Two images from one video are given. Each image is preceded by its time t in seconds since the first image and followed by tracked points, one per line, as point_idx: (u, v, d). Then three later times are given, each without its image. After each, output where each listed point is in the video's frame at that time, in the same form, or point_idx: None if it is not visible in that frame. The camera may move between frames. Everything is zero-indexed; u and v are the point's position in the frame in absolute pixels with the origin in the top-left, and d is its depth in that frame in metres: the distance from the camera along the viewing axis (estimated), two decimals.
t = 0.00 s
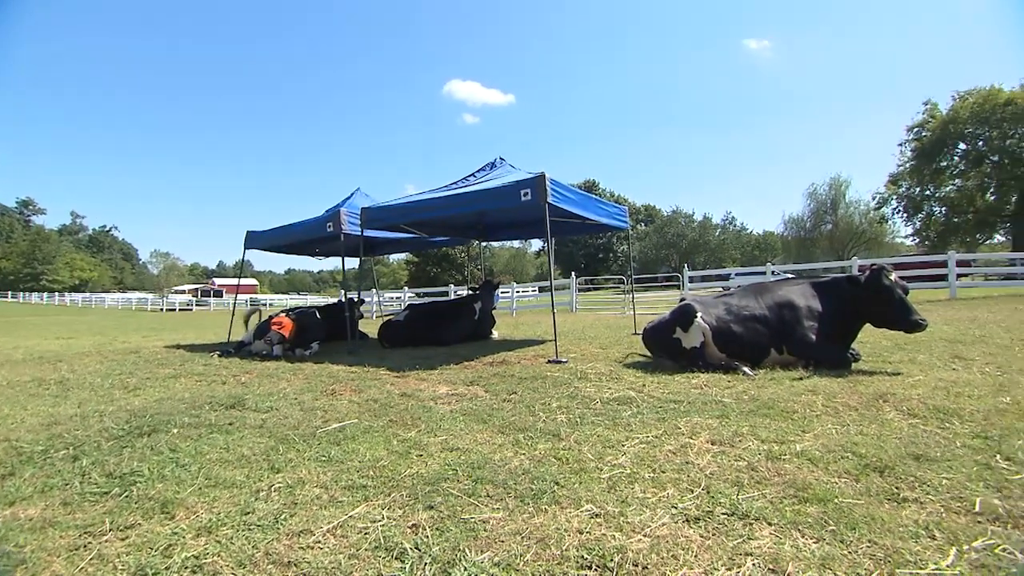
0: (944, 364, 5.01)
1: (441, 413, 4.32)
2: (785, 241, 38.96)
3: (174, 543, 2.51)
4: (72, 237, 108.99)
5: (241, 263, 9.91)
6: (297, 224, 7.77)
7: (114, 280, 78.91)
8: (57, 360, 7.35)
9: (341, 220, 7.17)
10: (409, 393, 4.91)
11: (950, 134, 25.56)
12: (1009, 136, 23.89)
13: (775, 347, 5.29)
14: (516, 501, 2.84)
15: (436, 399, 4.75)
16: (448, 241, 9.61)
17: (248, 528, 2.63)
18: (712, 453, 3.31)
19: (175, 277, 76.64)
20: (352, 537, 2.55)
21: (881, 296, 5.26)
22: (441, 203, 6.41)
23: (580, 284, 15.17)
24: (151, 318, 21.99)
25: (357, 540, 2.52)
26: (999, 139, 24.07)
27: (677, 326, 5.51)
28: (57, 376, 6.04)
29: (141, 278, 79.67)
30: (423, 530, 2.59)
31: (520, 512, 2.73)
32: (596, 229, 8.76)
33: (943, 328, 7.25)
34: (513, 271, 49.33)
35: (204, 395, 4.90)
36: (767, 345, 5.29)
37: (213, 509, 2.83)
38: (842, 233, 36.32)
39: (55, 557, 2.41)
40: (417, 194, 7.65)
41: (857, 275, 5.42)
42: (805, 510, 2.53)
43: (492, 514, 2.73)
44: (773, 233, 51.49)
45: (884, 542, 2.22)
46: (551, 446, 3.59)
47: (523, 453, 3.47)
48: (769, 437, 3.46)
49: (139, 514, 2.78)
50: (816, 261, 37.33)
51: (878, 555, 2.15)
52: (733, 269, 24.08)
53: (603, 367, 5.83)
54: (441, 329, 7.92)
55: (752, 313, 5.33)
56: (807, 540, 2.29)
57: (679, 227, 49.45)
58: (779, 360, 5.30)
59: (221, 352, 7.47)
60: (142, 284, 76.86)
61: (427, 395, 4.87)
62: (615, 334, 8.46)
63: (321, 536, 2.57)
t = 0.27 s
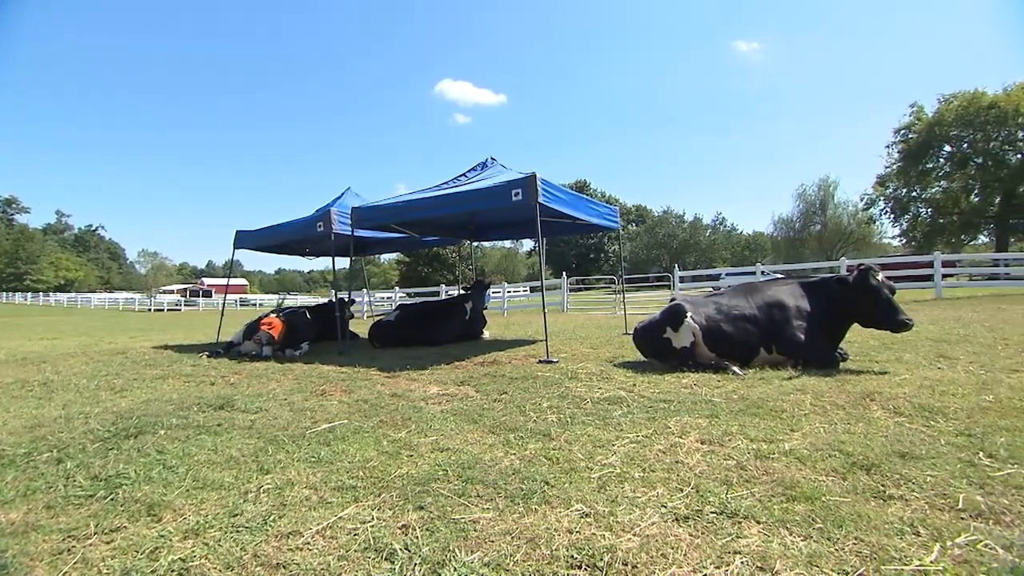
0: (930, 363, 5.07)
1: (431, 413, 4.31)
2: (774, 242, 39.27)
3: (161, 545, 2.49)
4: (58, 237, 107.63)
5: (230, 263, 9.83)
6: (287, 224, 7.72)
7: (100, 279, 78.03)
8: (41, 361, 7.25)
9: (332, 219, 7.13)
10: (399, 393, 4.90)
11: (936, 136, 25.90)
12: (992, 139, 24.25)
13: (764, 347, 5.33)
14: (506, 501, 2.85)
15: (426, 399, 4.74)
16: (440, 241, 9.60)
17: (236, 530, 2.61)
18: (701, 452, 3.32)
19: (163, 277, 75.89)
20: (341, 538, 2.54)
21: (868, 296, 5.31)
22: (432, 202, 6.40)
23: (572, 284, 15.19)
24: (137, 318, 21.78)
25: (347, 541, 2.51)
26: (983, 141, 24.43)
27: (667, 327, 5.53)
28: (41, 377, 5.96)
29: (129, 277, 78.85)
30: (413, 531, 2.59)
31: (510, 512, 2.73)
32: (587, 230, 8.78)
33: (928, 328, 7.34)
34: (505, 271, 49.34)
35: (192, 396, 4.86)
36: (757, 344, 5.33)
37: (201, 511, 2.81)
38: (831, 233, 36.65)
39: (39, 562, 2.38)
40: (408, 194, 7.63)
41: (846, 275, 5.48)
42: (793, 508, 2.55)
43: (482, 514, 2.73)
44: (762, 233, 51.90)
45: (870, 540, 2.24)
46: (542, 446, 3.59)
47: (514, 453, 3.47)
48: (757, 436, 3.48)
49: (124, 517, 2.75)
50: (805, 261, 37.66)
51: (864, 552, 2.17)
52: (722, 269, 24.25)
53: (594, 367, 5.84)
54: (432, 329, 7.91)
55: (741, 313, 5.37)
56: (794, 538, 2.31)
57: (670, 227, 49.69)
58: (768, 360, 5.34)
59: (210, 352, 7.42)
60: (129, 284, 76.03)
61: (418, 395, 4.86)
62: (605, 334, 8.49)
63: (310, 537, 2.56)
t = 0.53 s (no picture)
0: (918, 362, 5.12)
1: (423, 413, 4.30)
2: (765, 242, 39.50)
3: (149, 548, 2.47)
4: (46, 235, 106.59)
5: (220, 262, 9.77)
6: (278, 224, 7.69)
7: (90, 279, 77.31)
8: (28, 362, 7.18)
9: (323, 219, 7.11)
10: (391, 394, 4.88)
11: (924, 138, 26.15)
12: (979, 141, 24.49)
13: (755, 347, 5.36)
14: (497, 501, 2.85)
15: (418, 399, 4.73)
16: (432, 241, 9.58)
17: (226, 532, 2.60)
18: (692, 451, 3.34)
19: (153, 277, 75.26)
20: (332, 539, 2.53)
21: (858, 295, 5.36)
22: (424, 202, 6.39)
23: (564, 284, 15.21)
24: (126, 318, 21.60)
25: (338, 542, 2.50)
26: (970, 143, 24.69)
27: (659, 326, 5.55)
28: (27, 378, 5.89)
29: (118, 277, 78.16)
30: (404, 531, 2.58)
31: (502, 512, 2.74)
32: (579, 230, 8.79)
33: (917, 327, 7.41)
34: (497, 271, 49.33)
35: (182, 397, 4.83)
36: (748, 344, 5.36)
37: (191, 512, 2.79)
38: (821, 234, 36.91)
39: (25, 566, 2.36)
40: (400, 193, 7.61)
41: (836, 275, 5.52)
42: (783, 507, 2.57)
43: (474, 514, 2.73)
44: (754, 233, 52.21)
45: (859, 537, 2.26)
46: (534, 445, 3.60)
47: (506, 453, 3.47)
48: (748, 435, 3.51)
49: (112, 520, 2.73)
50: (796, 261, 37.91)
51: (853, 550, 2.19)
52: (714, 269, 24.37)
53: (586, 367, 5.85)
54: (424, 329, 7.89)
55: (733, 312, 5.40)
56: (784, 537, 2.33)
57: (662, 227, 49.87)
58: (759, 360, 5.37)
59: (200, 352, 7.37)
60: (119, 283, 75.37)
61: (410, 395, 4.86)
62: (598, 334, 8.50)
63: (301, 538, 2.55)
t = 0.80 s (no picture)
0: (909, 362, 5.16)
1: (417, 413, 4.30)
2: (759, 242, 39.67)
3: (140, 550, 2.46)
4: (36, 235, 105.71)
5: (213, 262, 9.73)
6: (272, 224, 7.66)
7: (81, 279, 76.72)
8: (18, 362, 7.11)
9: (317, 219, 7.08)
10: (385, 394, 4.87)
11: (915, 139, 26.32)
12: (969, 142, 24.65)
13: (748, 347, 5.38)
14: (491, 501, 2.85)
15: (412, 399, 4.72)
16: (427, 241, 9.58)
17: (218, 533, 2.59)
18: (685, 451, 3.35)
19: (145, 277, 74.76)
20: (325, 540, 2.53)
21: (850, 296, 5.39)
22: (418, 202, 6.38)
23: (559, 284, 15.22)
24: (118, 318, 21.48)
25: (331, 543, 2.49)
26: (960, 145, 24.87)
27: (653, 326, 5.56)
28: (17, 380, 5.84)
29: (110, 277, 77.61)
30: (398, 532, 2.58)
31: (496, 512, 2.73)
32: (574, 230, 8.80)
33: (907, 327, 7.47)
34: (492, 271, 49.33)
35: (174, 398, 4.80)
36: (741, 344, 5.38)
37: (182, 514, 2.77)
38: (814, 234, 37.11)
39: (13, 569, 2.33)
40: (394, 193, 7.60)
41: (828, 275, 5.55)
42: (775, 505, 2.58)
43: (468, 514, 2.72)
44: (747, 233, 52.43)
45: (850, 535, 2.28)
46: (528, 445, 3.60)
47: (500, 453, 3.47)
48: (741, 435, 3.52)
49: (103, 522, 2.71)
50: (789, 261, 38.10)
51: (844, 548, 2.20)
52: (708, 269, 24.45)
53: (580, 367, 5.86)
54: (418, 329, 7.88)
55: (726, 312, 5.42)
56: (777, 535, 2.34)
57: (656, 227, 50.01)
58: (752, 360, 5.39)
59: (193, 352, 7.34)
60: (108, 284, 74.90)
61: (404, 395, 4.85)
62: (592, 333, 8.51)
63: (293, 539, 2.54)
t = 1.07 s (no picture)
0: (900, 361, 5.20)
1: (411, 413, 4.29)
2: (752, 243, 39.85)
3: (131, 552, 2.44)
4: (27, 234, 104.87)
5: (206, 262, 9.69)
6: (265, 223, 7.63)
7: (73, 279, 76.18)
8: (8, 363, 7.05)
9: (311, 219, 7.06)
10: (379, 394, 4.86)
11: (907, 141, 26.52)
12: (959, 144, 24.85)
13: (742, 347, 5.41)
14: (485, 501, 2.85)
15: (406, 399, 4.72)
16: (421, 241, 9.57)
17: (211, 534, 2.57)
18: (679, 450, 3.36)
19: (137, 276, 74.30)
20: (319, 541, 2.52)
21: (843, 295, 5.43)
22: (413, 202, 6.37)
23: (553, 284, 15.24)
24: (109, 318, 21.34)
25: (324, 544, 2.49)
26: (951, 146, 25.05)
27: (647, 326, 5.57)
28: (7, 381, 5.79)
29: (102, 277, 77.09)
30: (391, 532, 2.57)
31: (490, 512, 2.73)
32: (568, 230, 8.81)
33: (899, 327, 7.52)
34: (486, 271, 49.33)
35: (167, 398, 4.77)
36: (735, 344, 5.40)
37: (174, 515, 2.76)
38: (808, 235, 37.30)
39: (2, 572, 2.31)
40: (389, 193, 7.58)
41: (821, 275, 5.58)
42: (768, 504, 2.59)
43: (461, 514, 2.72)
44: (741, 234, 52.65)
45: (842, 534, 2.29)
46: (522, 445, 3.60)
47: (494, 453, 3.47)
48: (734, 434, 3.54)
49: (93, 524, 2.69)
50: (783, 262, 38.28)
51: (836, 547, 2.21)
52: (702, 270, 24.54)
53: (575, 367, 5.87)
54: (412, 329, 7.87)
55: (720, 312, 5.45)
56: (769, 534, 2.35)
57: (650, 228, 50.14)
58: (746, 359, 5.42)
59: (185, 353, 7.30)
60: (100, 284, 74.39)
61: (397, 395, 4.84)
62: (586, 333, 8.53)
63: (286, 540, 2.53)
